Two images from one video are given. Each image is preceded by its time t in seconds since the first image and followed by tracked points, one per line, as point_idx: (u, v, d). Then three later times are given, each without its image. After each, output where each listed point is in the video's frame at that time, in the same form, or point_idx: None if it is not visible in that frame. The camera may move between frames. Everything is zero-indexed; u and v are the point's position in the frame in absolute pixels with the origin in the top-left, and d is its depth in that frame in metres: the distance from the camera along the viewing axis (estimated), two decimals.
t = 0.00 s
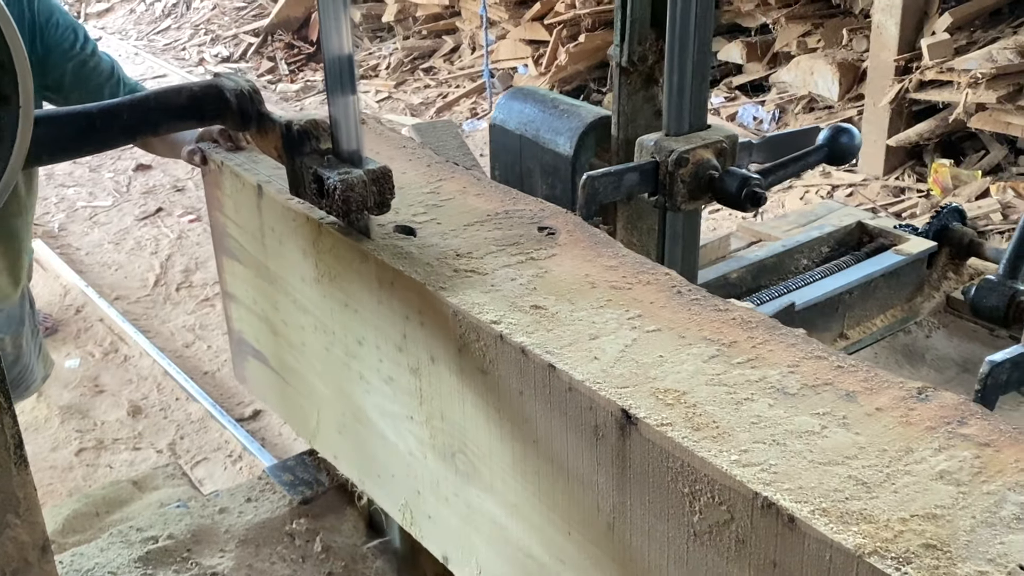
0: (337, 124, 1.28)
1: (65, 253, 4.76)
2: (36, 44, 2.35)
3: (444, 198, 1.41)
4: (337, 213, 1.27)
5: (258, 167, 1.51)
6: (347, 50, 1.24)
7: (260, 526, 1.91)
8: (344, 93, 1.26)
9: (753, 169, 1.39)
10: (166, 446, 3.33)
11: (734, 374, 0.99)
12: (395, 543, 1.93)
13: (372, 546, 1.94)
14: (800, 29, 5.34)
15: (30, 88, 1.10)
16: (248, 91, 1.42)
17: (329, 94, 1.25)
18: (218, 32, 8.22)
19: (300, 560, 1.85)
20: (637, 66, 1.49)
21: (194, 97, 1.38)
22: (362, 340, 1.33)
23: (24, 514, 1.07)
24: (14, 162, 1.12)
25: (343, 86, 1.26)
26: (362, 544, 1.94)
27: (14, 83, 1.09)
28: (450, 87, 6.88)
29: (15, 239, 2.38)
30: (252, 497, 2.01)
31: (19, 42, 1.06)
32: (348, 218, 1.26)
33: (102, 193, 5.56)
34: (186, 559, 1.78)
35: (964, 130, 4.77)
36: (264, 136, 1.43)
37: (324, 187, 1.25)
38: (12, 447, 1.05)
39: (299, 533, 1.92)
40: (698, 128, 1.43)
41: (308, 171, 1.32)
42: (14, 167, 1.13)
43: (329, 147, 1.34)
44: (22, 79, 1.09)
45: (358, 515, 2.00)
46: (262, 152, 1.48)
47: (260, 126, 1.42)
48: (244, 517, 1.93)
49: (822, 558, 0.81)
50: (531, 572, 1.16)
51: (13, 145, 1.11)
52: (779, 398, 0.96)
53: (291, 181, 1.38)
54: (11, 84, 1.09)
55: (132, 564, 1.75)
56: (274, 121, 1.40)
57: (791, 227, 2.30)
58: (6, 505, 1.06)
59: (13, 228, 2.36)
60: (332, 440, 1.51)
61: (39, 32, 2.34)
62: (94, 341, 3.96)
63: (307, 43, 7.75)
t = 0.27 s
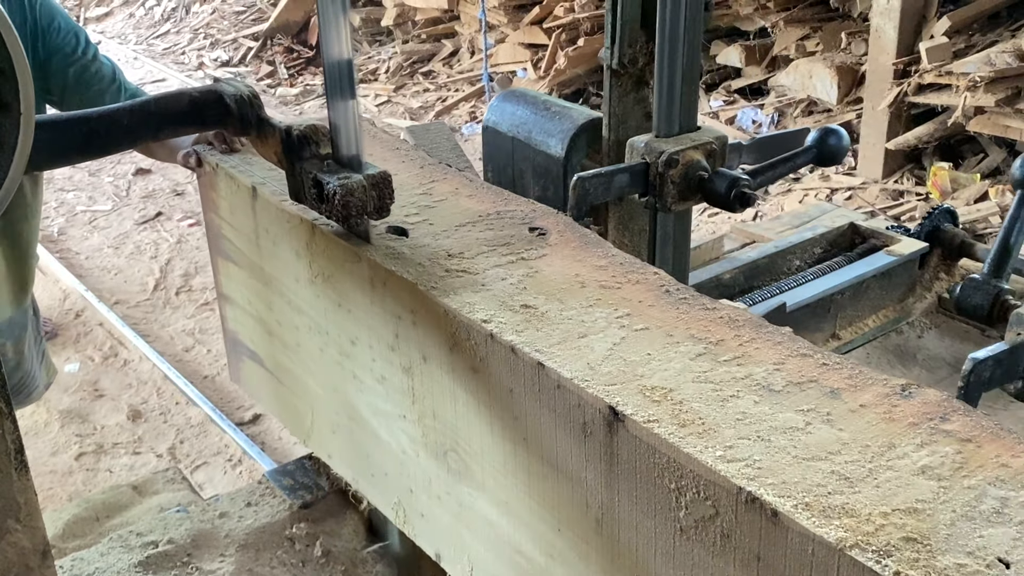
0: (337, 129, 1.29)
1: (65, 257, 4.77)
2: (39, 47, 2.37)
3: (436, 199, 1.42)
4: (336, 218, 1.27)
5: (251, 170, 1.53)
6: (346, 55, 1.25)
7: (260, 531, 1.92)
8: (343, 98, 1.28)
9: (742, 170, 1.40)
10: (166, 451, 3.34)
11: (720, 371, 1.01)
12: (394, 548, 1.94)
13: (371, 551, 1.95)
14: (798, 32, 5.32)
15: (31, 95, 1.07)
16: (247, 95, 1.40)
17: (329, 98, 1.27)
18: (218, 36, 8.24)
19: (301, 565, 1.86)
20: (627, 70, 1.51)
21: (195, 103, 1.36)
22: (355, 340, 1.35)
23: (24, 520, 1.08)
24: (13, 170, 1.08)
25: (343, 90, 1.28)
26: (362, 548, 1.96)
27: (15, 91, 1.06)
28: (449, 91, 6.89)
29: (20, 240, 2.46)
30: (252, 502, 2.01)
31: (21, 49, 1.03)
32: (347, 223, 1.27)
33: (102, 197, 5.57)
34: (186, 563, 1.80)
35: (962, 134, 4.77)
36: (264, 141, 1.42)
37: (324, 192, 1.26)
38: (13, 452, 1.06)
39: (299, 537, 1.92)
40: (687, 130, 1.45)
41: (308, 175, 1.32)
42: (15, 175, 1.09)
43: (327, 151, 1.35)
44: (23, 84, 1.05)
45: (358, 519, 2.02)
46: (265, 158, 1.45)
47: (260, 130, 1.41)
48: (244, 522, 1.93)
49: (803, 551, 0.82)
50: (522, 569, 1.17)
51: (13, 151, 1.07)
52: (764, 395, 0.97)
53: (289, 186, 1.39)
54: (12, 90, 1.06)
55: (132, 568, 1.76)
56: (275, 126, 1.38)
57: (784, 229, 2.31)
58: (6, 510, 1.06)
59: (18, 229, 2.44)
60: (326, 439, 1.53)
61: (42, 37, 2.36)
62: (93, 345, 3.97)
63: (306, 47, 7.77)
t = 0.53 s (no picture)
0: (337, 133, 1.28)
1: (65, 262, 4.78)
2: (39, 48, 2.38)
3: (429, 200, 1.43)
4: (335, 222, 1.27)
5: (245, 170, 1.54)
6: (346, 58, 1.24)
7: (259, 536, 1.92)
8: (343, 102, 1.27)
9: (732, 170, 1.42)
10: (166, 455, 3.35)
11: (708, 368, 1.02)
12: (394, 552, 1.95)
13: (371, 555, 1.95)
14: (797, 35, 5.34)
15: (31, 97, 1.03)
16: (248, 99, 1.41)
17: (328, 101, 1.26)
18: (217, 40, 8.26)
19: (301, 569, 1.86)
20: (618, 70, 1.51)
21: (194, 108, 1.38)
22: (348, 339, 1.36)
23: (24, 524, 1.07)
24: (13, 174, 1.06)
25: (342, 94, 1.27)
26: (362, 552, 1.94)
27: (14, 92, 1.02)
28: (449, 95, 6.90)
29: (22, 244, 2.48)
30: (252, 506, 2.01)
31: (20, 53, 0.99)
32: (347, 226, 1.27)
33: (101, 201, 5.58)
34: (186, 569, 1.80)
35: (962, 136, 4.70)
36: (263, 145, 1.41)
37: (324, 196, 1.25)
38: (12, 457, 1.06)
39: (299, 541, 1.92)
40: (678, 130, 1.46)
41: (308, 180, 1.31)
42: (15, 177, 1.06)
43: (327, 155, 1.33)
44: (22, 88, 1.02)
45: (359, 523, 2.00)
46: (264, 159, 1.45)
47: (260, 134, 1.40)
48: (244, 526, 1.93)
49: (787, 544, 0.83)
50: (513, 566, 1.18)
51: (13, 154, 1.04)
52: (751, 390, 0.98)
53: (290, 190, 1.38)
54: (10, 92, 1.03)
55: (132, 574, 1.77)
56: (274, 129, 1.37)
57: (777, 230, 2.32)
58: (5, 515, 1.05)
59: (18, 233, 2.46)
60: (320, 437, 1.54)
61: (42, 41, 2.37)
62: (93, 350, 3.98)
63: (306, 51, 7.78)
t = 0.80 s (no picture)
0: (337, 137, 1.28)
1: (65, 266, 4.79)
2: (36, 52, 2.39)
3: (421, 199, 1.44)
4: (335, 225, 1.26)
5: (239, 171, 1.55)
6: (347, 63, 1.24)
7: (260, 539, 1.93)
8: (343, 106, 1.26)
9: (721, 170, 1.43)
10: (165, 459, 3.35)
11: (693, 364, 1.03)
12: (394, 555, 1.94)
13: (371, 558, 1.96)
14: (796, 38, 5.35)
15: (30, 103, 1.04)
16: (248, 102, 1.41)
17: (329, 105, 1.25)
18: (217, 43, 8.27)
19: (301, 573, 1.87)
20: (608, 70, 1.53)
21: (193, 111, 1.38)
22: (341, 337, 1.37)
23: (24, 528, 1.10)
24: (12, 177, 1.07)
25: (342, 98, 1.26)
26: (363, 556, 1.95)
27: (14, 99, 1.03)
28: (448, 98, 6.91)
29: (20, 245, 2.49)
30: (253, 510, 2.02)
31: (19, 58, 1.00)
32: (346, 230, 1.26)
33: (101, 206, 5.59)
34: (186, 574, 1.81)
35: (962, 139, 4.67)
36: (264, 148, 1.42)
37: (324, 200, 1.24)
38: (12, 462, 1.08)
39: (300, 545, 1.93)
40: (668, 130, 1.47)
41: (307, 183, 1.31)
42: (15, 180, 1.07)
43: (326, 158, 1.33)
44: (21, 94, 1.02)
45: (359, 527, 2.02)
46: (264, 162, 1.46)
47: (260, 138, 1.42)
48: (244, 530, 1.95)
49: (769, 535, 0.84)
50: (503, 561, 1.19)
51: (11, 159, 1.05)
52: (735, 384, 0.99)
53: (289, 193, 1.38)
54: (9, 97, 1.04)
55: None
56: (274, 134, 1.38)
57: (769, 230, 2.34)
58: (5, 520, 1.09)
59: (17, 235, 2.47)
60: (314, 435, 1.55)
61: (38, 44, 2.38)
62: (92, 354, 3.99)
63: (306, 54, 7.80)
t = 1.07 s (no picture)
0: (337, 141, 1.28)
1: (66, 271, 4.81)
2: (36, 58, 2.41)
3: (413, 199, 1.46)
4: (335, 230, 1.26)
5: (235, 172, 1.56)
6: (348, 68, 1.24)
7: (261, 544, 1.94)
8: (343, 110, 1.27)
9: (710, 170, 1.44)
10: (166, 463, 3.36)
11: (680, 360, 1.05)
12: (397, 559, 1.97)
13: (373, 564, 1.97)
14: (796, 41, 5.34)
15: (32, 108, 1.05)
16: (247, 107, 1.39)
17: (329, 110, 1.26)
18: (217, 48, 8.31)
19: None
20: (599, 72, 1.54)
21: (195, 116, 1.36)
22: (334, 336, 1.38)
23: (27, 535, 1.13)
24: (15, 184, 1.07)
25: (342, 103, 1.27)
26: (364, 561, 1.97)
27: (15, 104, 1.04)
28: (448, 102, 6.92)
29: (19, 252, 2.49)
30: (253, 515, 2.04)
31: (19, 61, 1.01)
32: (347, 235, 1.26)
33: (102, 210, 5.61)
34: None
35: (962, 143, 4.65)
36: (264, 153, 1.41)
37: (324, 204, 1.24)
38: (13, 468, 1.16)
39: (300, 550, 1.94)
40: (658, 130, 1.48)
41: (308, 187, 1.32)
42: (18, 185, 1.07)
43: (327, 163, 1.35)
44: (22, 97, 1.04)
45: (360, 531, 2.04)
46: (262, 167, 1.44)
47: (260, 143, 1.40)
48: (246, 534, 1.96)
49: (752, 528, 0.85)
50: (495, 557, 1.21)
51: (13, 164, 1.06)
52: (721, 380, 1.01)
53: (288, 197, 1.38)
54: (11, 103, 1.05)
55: None
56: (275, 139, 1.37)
57: (761, 229, 2.35)
58: (8, 525, 1.17)
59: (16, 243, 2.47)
60: (308, 434, 1.56)
61: (38, 51, 2.40)
62: (93, 359, 4.00)
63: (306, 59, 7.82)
